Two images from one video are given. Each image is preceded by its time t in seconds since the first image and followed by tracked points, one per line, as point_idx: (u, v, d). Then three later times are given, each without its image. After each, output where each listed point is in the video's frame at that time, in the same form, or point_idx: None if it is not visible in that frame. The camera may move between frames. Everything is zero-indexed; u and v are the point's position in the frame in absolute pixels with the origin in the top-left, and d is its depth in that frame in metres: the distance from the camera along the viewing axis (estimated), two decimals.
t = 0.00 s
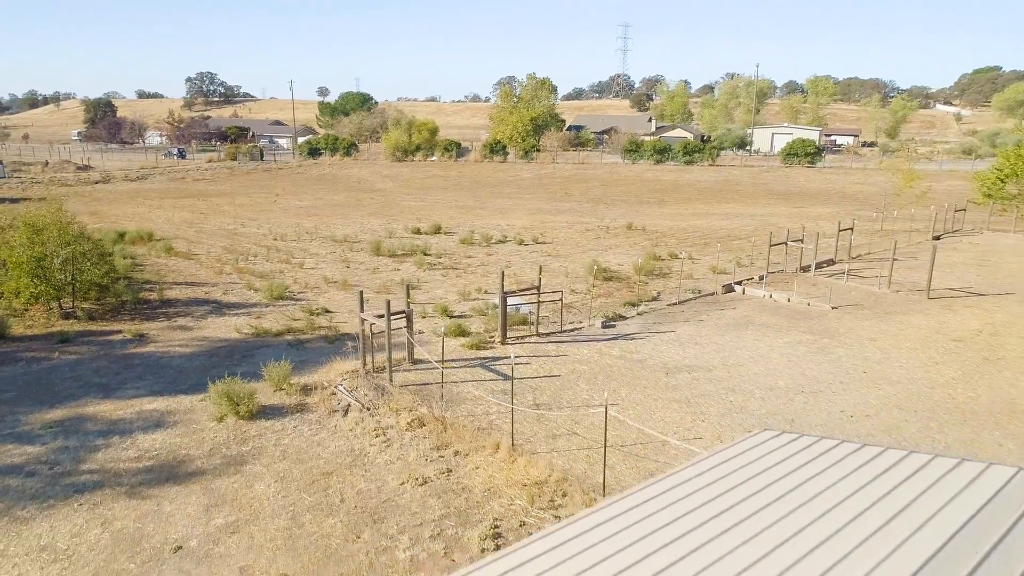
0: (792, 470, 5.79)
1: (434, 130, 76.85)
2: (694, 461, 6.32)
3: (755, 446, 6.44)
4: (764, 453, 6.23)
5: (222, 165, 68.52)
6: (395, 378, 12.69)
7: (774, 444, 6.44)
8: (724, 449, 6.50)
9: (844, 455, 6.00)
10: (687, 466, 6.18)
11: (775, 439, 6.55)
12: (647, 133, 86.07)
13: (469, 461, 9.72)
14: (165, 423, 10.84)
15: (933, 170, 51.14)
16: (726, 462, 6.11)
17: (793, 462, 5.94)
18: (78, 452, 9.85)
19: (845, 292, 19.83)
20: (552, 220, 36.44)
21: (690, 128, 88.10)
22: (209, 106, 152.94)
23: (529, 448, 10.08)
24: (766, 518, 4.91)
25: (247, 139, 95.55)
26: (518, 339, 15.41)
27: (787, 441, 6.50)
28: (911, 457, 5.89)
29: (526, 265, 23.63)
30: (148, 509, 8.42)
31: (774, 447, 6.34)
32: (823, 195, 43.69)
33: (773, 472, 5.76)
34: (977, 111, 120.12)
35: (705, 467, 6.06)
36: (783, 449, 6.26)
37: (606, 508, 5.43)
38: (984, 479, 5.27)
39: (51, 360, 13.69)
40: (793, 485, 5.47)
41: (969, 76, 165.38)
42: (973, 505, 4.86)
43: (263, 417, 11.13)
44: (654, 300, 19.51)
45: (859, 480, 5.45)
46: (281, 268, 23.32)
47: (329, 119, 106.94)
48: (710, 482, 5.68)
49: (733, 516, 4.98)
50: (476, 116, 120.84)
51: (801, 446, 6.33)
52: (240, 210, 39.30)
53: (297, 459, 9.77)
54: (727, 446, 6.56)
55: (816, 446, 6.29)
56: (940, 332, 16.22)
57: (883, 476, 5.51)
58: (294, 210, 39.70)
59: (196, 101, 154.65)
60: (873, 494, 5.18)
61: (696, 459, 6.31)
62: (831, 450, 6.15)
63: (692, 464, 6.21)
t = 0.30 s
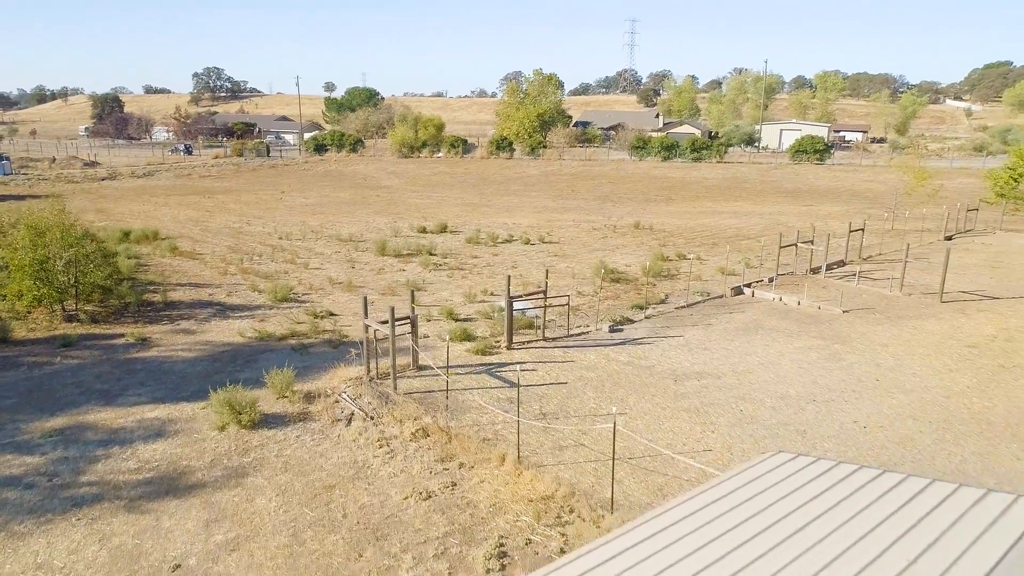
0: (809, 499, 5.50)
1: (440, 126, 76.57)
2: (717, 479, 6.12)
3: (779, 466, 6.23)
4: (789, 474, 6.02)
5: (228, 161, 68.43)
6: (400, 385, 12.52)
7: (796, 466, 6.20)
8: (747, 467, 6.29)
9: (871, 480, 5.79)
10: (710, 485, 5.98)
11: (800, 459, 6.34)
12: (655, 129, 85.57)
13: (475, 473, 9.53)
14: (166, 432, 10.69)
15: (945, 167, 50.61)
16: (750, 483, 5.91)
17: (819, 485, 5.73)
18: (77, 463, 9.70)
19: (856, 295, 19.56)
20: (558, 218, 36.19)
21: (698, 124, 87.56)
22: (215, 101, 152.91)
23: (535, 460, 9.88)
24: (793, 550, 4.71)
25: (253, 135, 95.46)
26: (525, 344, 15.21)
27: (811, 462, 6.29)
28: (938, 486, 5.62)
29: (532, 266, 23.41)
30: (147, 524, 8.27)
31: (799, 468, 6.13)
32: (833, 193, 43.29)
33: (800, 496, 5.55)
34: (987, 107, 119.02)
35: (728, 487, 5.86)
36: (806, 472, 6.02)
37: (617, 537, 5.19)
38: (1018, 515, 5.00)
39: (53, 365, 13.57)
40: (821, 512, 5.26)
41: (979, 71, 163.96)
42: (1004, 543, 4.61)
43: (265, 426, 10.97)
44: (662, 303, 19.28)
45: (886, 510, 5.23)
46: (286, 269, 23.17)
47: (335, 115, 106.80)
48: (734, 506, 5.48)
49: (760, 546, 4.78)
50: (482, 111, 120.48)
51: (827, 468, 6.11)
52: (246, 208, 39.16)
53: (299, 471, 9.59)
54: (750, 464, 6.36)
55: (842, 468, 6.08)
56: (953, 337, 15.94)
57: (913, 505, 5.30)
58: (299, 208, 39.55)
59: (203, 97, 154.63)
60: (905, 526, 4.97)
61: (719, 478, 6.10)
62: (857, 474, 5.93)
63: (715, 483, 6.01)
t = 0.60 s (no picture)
0: (828, 532, 5.20)
1: (448, 122, 76.25)
2: (737, 505, 5.90)
3: (801, 491, 5.99)
4: (810, 501, 5.74)
5: (236, 157, 68.35)
6: (405, 393, 12.33)
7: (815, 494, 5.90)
8: (768, 492, 6.06)
9: (898, 509, 5.50)
10: (724, 515, 5.70)
11: (823, 483, 6.11)
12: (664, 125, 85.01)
13: (481, 488, 9.34)
14: (169, 443, 10.54)
15: (958, 165, 49.96)
16: (766, 512, 5.61)
17: (842, 514, 5.46)
18: (78, 474, 9.56)
19: (869, 299, 19.24)
20: (566, 217, 35.89)
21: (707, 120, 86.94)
22: (224, 96, 152.97)
23: (543, 474, 9.68)
24: None
25: (261, 131, 95.38)
26: (532, 349, 14.99)
27: (834, 488, 6.01)
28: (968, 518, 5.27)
29: (540, 268, 23.16)
30: (148, 540, 8.12)
31: (822, 493, 5.89)
32: (844, 192, 42.79)
33: (826, 524, 5.33)
34: (1000, 103, 117.66)
35: (747, 515, 5.60)
36: (826, 501, 5.72)
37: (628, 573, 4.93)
38: None
39: (56, 370, 13.45)
40: (845, 546, 4.99)
41: (993, 64, 162.12)
42: None
43: (269, 436, 10.80)
44: (672, 306, 19.02)
45: (914, 545, 4.92)
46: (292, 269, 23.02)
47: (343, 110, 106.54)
48: (749, 538, 5.20)
49: None
50: (490, 106, 120.01)
51: (852, 493, 5.87)
52: (252, 206, 39.02)
53: (303, 484, 9.42)
54: (768, 491, 6.08)
55: (868, 493, 5.84)
56: (969, 344, 15.63)
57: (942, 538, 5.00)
58: (306, 206, 39.39)
59: (211, 92, 154.67)
60: (937, 562, 4.69)
61: (737, 504, 5.84)
62: (883, 500, 5.69)
63: (735, 509, 5.79)
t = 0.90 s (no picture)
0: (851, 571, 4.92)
1: (456, 118, 75.96)
2: (754, 538, 5.63)
3: (821, 523, 5.71)
4: (831, 535, 5.46)
5: (245, 154, 68.29)
6: (412, 402, 12.15)
7: (836, 527, 5.62)
8: (789, 522, 5.81)
9: (925, 546, 5.22)
10: (740, 550, 5.42)
11: (847, 512, 5.86)
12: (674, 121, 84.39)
13: (489, 504, 9.15)
14: (172, 454, 10.40)
15: (973, 162, 49.26)
16: (785, 548, 5.34)
17: (866, 551, 5.18)
18: (80, 487, 9.43)
19: (884, 304, 18.90)
20: (575, 216, 35.59)
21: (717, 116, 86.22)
22: (233, 91, 153.11)
23: (552, 490, 9.47)
24: None
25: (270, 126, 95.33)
26: (540, 356, 14.78)
27: (856, 520, 5.73)
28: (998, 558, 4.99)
29: (549, 270, 22.91)
30: (149, 559, 7.97)
31: (846, 524, 5.63)
32: (856, 190, 42.25)
33: (854, 557, 5.10)
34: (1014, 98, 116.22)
35: (765, 550, 5.33)
36: (847, 536, 5.44)
37: None
38: None
39: (61, 376, 13.34)
40: None
41: (1006, 59, 160.25)
42: None
43: (274, 447, 10.64)
44: (682, 310, 18.75)
45: None
46: (299, 270, 22.87)
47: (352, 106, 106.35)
48: None
49: None
50: (499, 101, 119.51)
51: (877, 525, 5.61)
52: (260, 204, 38.91)
53: (307, 499, 9.25)
54: (788, 522, 5.80)
55: (893, 527, 5.55)
56: (987, 353, 15.29)
57: None
58: (314, 204, 39.27)
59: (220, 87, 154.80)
60: None
61: (754, 538, 5.57)
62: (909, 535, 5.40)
63: (757, 539, 5.58)
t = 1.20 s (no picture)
0: None
1: (465, 114, 75.65)
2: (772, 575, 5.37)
3: (842, 560, 5.45)
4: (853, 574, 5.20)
5: (253, 150, 68.28)
6: (418, 412, 11.96)
7: (857, 565, 5.36)
8: (808, 560, 5.55)
9: None
10: None
11: (869, 548, 5.61)
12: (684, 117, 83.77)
13: (495, 523, 8.95)
14: (176, 466, 10.25)
15: (988, 160, 48.51)
16: None
17: None
18: (82, 501, 9.30)
19: (899, 309, 18.56)
20: (584, 215, 35.30)
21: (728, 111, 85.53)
22: (243, 86, 153.20)
23: (560, 507, 9.25)
24: None
25: (279, 122, 95.27)
26: (549, 363, 14.55)
27: (878, 556, 5.47)
28: None
29: (557, 272, 22.67)
30: None
31: (867, 562, 5.38)
32: (869, 188, 41.71)
33: None
34: None
35: None
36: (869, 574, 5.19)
37: None
38: None
39: (65, 383, 13.23)
40: None
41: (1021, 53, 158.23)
42: None
43: (278, 459, 10.48)
44: (693, 315, 18.49)
45: None
46: (306, 271, 22.72)
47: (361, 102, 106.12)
48: None
49: None
50: (508, 97, 118.97)
51: (900, 563, 5.36)
52: (268, 202, 38.81)
53: (311, 516, 9.07)
54: (807, 559, 5.55)
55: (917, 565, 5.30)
56: (1006, 362, 14.94)
57: None
58: (323, 201, 39.16)
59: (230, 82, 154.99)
60: None
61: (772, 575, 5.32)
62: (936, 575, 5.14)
63: None
